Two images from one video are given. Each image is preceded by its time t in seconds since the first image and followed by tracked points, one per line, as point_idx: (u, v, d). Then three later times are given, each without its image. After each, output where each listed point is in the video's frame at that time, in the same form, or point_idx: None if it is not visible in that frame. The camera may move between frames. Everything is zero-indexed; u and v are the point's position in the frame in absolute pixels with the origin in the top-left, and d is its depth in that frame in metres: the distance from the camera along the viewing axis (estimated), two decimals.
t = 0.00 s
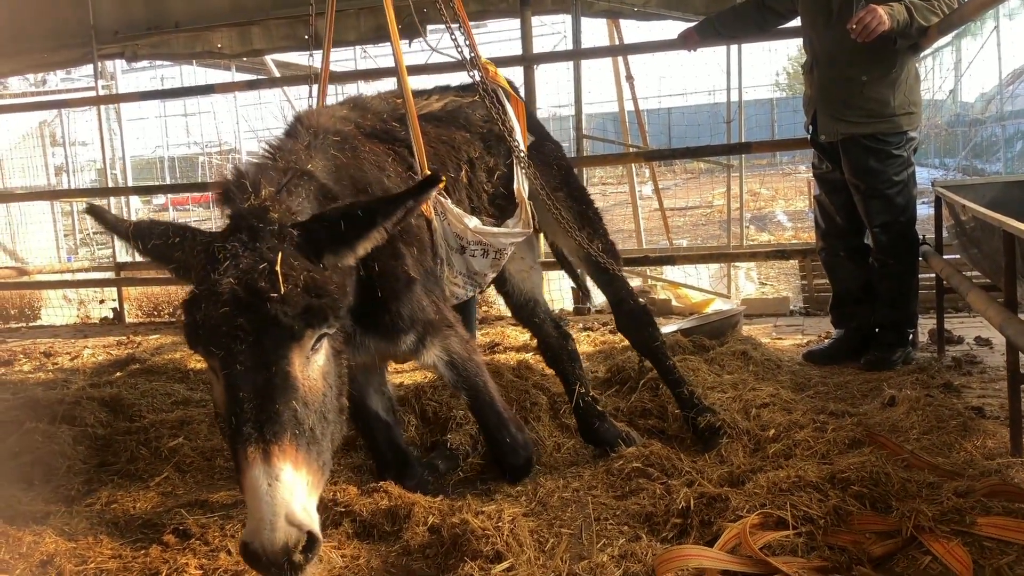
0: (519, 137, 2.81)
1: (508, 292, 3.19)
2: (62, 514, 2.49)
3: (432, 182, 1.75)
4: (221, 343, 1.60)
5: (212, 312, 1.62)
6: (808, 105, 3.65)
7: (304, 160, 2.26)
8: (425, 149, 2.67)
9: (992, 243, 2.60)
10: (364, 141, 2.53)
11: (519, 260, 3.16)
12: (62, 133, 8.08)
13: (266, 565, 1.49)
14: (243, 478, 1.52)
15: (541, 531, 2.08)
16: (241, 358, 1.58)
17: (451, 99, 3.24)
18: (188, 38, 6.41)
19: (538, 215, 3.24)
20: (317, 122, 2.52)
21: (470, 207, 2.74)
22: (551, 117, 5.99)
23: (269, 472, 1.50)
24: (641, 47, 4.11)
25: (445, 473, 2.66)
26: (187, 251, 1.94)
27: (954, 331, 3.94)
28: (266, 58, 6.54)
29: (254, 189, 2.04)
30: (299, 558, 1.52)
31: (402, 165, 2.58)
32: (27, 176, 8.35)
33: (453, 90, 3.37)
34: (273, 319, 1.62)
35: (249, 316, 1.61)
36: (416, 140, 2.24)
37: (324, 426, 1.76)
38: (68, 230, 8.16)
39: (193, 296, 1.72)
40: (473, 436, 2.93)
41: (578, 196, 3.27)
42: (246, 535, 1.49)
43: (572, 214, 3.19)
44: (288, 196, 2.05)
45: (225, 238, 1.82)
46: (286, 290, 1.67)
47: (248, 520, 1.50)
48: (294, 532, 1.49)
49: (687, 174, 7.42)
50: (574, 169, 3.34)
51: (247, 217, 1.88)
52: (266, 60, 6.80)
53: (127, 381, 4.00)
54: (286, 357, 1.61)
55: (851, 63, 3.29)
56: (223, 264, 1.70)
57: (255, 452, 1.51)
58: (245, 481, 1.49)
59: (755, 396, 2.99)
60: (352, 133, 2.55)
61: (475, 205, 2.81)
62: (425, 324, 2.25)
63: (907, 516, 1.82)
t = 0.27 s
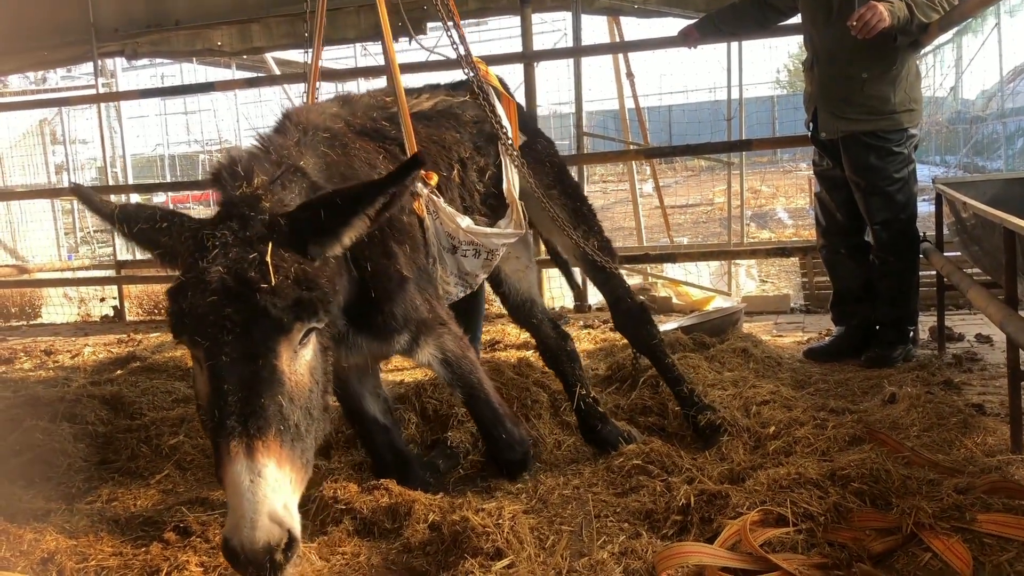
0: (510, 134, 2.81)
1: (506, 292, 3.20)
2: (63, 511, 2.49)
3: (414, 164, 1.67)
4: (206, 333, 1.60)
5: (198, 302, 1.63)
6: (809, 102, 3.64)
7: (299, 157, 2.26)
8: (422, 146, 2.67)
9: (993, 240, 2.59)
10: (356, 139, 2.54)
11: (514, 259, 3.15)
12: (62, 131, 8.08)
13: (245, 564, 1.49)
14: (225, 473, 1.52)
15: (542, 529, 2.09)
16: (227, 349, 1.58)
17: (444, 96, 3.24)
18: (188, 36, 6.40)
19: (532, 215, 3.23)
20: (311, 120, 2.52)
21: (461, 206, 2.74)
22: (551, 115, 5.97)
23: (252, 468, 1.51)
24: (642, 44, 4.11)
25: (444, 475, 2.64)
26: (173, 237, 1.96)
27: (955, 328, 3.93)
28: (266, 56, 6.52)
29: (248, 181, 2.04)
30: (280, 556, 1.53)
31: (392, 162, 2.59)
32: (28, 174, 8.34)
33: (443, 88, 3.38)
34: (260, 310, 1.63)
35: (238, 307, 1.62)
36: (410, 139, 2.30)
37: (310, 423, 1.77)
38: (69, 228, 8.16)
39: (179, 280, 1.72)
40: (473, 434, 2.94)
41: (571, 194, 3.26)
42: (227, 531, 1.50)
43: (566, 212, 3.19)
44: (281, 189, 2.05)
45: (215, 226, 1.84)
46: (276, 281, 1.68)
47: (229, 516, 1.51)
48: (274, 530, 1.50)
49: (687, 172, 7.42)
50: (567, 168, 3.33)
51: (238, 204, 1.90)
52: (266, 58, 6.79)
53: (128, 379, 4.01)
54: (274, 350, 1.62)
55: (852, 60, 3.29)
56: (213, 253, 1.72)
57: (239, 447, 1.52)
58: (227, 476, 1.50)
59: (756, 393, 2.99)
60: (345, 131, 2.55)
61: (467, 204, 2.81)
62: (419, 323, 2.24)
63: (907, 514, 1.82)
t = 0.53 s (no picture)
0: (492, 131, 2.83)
1: (492, 296, 3.20)
2: (62, 510, 2.49)
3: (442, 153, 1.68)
4: (229, 325, 1.58)
5: (220, 292, 1.61)
6: (808, 100, 3.64)
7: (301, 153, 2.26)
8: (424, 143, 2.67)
9: (993, 238, 2.59)
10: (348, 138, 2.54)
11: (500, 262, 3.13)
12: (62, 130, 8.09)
13: (274, 561, 1.47)
14: (251, 470, 1.47)
15: (541, 527, 2.09)
16: (251, 342, 1.56)
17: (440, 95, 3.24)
18: (187, 34, 6.40)
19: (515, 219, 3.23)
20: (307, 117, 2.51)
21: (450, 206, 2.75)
22: (550, 113, 5.97)
23: (281, 464, 1.47)
24: (641, 42, 4.10)
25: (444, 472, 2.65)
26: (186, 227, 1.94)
27: (954, 326, 3.94)
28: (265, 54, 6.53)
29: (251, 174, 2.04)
30: (309, 555, 1.50)
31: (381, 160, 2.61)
32: (27, 172, 8.32)
33: (422, 88, 3.43)
34: (287, 300, 1.62)
35: (262, 297, 1.61)
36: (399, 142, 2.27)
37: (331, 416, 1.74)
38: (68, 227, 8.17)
39: (196, 271, 1.71)
40: (473, 432, 2.95)
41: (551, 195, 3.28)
42: (253, 530, 1.46)
43: (548, 212, 3.20)
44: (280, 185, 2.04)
45: (232, 214, 1.84)
46: (303, 271, 1.68)
47: (254, 515, 1.46)
48: (306, 527, 1.47)
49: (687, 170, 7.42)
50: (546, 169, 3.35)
51: (256, 191, 1.92)
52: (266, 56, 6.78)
53: (127, 378, 4.01)
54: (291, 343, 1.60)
55: (851, 58, 3.28)
56: (234, 243, 1.71)
57: (267, 442, 1.48)
58: (255, 473, 1.45)
59: (755, 391, 3.00)
60: (339, 131, 2.56)
61: (452, 204, 2.80)
62: (416, 319, 2.26)
63: (907, 512, 1.83)
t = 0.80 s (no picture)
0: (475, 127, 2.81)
1: (475, 299, 3.20)
2: (61, 508, 2.49)
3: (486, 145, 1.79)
4: (288, 310, 1.60)
5: (279, 274, 1.62)
6: (808, 99, 3.63)
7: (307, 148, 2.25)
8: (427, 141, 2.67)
9: (992, 237, 2.59)
10: (348, 133, 2.53)
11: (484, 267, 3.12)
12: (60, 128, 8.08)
13: (348, 549, 1.48)
14: (321, 456, 1.50)
15: (540, 525, 2.09)
16: (315, 325, 1.59)
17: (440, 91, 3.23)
18: (186, 31, 6.40)
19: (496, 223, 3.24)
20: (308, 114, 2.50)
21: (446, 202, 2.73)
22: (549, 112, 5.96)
23: (353, 447, 1.52)
24: (641, 40, 4.09)
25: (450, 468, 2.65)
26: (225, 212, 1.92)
27: (953, 325, 3.94)
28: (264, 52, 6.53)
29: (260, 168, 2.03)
30: (382, 542, 1.52)
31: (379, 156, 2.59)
32: (25, 170, 8.30)
33: (403, 91, 3.49)
34: (349, 282, 1.64)
35: (323, 279, 1.63)
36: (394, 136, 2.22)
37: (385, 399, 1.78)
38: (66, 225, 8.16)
39: (247, 254, 1.70)
40: (470, 432, 2.95)
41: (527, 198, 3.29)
42: (327, 517, 1.47)
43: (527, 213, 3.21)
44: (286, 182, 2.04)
45: (278, 197, 1.83)
46: (362, 251, 1.69)
47: (328, 501, 1.48)
48: (381, 510, 1.50)
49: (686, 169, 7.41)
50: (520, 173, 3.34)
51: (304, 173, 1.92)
52: (264, 54, 6.77)
53: (125, 376, 4.00)
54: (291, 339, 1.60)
55: (851, 58, 3.28)
56: (287, 225, 1.71)
57: (337, 427, 1.52)
58: (329, 457, 1.48)
59: (753, 391, 2.99)
60: (340, 127, 2.55)
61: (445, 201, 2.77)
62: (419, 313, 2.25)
63: (906, 511, 1.83)
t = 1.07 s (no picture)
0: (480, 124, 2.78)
1: (477, 299, 3.09)
2: (60, 506, 2.48)
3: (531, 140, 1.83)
4: (359, 305, 1.63)
5: (348, 266, 1.64)
6: (808, 98, 3.63)
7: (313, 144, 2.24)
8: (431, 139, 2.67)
9: (991, 237, 2.60)
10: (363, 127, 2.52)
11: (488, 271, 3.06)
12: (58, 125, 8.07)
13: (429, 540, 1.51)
14: (399, 450, 1.53)
15: (539, 524, 2.09)
16: (383, 318, 1.64)
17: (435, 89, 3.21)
18: (185, 29, 6.39)
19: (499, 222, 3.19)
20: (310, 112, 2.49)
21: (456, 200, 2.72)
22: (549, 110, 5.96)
23: (430, 440, 1.55)
24: (641, 39, 4.09)
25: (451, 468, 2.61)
26: (281, 209, 1.79)
27: (952, 325, 3.94)
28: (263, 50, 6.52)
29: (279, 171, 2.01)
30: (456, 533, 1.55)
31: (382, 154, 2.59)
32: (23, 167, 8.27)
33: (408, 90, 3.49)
34: (416, 275, 1.71)
35: (391, 272, 1.67)
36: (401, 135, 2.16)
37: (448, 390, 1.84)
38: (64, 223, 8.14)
39: (310, 252, 1.69)
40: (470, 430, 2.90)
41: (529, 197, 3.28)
42: (408, 511, 1.49)
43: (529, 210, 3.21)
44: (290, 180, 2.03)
45: (337, 189, 1.82)
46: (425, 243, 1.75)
47: (408, 495, 1.50)
48: (458, 501, 1.53)
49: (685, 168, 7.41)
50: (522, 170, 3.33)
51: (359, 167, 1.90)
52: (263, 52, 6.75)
53: (124, 373, 4.00)
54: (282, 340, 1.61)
55: (851, 57, 3.27)
56: (349, 219, 1.71)
57: (414, 421, 1.56)
58: (408, 450, 1.51)
59: (752, 390, 2.99)
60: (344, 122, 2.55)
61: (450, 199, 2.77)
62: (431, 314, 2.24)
63: (905, 510, 1.83)
